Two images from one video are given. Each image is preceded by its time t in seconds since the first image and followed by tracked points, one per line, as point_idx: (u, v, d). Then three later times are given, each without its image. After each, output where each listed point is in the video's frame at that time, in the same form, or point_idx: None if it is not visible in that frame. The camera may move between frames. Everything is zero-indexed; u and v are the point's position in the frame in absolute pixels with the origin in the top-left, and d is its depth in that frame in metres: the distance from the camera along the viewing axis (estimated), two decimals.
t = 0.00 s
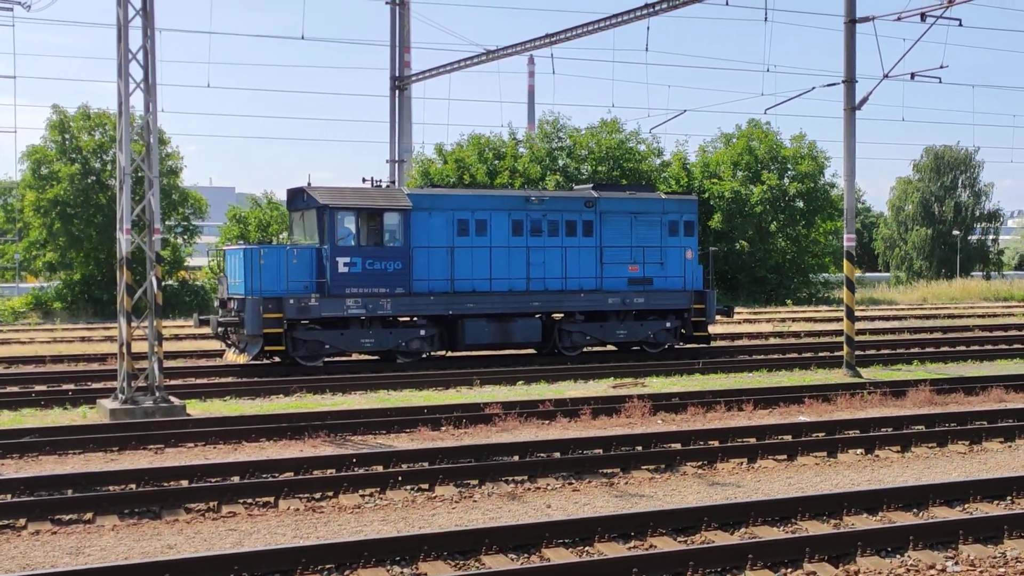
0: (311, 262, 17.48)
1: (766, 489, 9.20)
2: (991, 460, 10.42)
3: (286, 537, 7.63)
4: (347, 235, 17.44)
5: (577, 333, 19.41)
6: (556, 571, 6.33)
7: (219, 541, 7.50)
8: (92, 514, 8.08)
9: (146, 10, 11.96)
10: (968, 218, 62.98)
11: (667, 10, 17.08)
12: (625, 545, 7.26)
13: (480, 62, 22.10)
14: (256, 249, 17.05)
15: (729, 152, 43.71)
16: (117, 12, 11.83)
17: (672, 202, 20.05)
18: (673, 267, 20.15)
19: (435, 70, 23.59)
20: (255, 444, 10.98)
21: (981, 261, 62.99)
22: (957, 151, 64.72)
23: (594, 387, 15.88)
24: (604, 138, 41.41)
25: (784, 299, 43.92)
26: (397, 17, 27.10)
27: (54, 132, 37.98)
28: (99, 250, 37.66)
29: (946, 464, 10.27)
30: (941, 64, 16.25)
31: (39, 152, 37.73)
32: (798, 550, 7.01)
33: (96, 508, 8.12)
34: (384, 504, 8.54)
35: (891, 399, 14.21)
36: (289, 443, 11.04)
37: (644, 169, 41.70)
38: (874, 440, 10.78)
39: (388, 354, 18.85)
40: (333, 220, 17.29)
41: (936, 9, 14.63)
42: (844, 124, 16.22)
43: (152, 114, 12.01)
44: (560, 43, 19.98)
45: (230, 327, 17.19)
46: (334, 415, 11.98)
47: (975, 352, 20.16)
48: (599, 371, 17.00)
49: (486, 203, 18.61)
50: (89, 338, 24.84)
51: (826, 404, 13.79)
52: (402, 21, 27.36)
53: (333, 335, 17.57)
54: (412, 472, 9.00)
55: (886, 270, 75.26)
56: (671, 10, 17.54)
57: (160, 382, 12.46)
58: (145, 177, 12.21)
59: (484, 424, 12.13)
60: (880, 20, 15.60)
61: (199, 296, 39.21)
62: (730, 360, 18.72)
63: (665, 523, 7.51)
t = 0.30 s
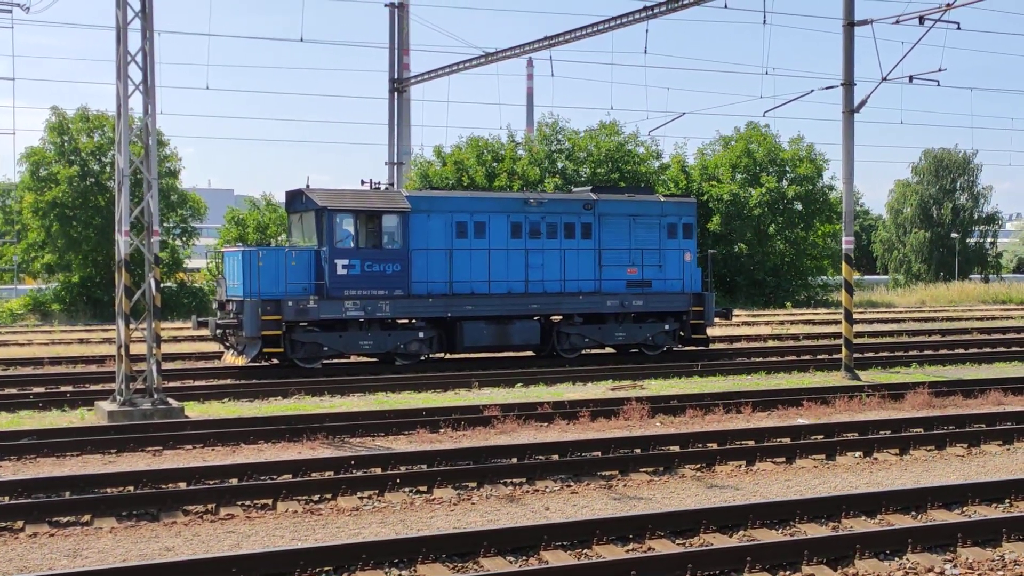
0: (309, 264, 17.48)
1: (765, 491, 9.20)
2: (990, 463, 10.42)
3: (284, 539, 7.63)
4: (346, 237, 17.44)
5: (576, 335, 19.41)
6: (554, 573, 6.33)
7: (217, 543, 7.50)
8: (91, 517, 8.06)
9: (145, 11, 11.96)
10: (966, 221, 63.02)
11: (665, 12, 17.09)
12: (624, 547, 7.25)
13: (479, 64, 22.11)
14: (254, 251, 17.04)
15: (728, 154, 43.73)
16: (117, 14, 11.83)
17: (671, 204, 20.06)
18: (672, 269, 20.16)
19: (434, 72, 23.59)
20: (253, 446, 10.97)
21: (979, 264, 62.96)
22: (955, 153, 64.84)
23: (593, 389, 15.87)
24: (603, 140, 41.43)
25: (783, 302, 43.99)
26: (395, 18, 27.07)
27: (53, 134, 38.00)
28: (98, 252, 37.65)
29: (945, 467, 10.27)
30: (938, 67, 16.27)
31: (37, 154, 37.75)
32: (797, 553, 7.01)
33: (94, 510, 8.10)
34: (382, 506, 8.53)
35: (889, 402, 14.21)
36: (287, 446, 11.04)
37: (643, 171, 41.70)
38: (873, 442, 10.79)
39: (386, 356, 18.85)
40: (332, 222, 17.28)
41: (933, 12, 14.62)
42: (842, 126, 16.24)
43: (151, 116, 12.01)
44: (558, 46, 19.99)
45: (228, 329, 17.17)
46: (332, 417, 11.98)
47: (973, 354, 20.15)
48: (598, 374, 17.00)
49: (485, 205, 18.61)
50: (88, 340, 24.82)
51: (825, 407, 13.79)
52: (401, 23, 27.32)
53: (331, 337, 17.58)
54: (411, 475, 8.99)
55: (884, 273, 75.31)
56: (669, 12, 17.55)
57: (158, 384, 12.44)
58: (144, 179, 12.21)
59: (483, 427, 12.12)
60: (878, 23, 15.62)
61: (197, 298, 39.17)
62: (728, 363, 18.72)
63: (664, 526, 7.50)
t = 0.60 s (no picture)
0: (309, 266, 17.48)
1: (765, 493, 9.20)
2: (989, 465, 10.43)
3: (283, 541, 7.62)
4: (346, 239, 17.44)
5: (575, 337, 19.39)
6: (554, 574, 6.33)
7: (217, 545, 7.49)
8: (90, 519, 8.05)
9: (145, 13, 11.96)
10: (966, 224, 63.00)
11: (665, 14, 17.10)
12: (623, 550, 7.25)
13: (479, 66, 22.12)
14: (254, 252, 17.04)
15: (727, 156, 43.75)
16: (117, 16, 11.84)
17: (670, 206, 20.05)
18: (672, 271, 20.15)
19: (434, 74, 23.60)
20: (253, 448, 10.97)
21: (979, 266, 62.94)
22: (954, 155, 64.91)
23: (592, 391, 15.87)
24: (602, 142, 41.46)
25: (783, 304, 44.06)
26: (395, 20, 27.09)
27: (53, 135, 38.03)
28: (98, 254, 37.67)
29: (945, 469, 10.26)
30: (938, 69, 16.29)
31: (37, 156, 37.77)
32: (796, 555, 7.01)
33: (94, 513, 8.09)
34: (382, 508, 8.52)
35: (889, 404, 14.20)
36: (286, 447, 11.03)
37: (643, 173, 41.70)
38: (873, 444, 10.79)
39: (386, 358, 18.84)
40: (332, 223, 17.29)
41: (932, 14, 14.66)
42: (842, 129, 16.24)
43: (151, 118, 12.01)
44: (558, 48, 20.00)
45: (228, 331, 17.17)
46: (332, 419, 11.98)
47: (973, 357, 20.15)
48: (597, 376, 17.00)
49: (485, 208, 18.62)
50: (87, 342, 24.81)
51: (824, 409, 13.79)
52: (401, 25, 27.33)
53: (331, 339, 17.57)
54: (411, 477, 8.99)
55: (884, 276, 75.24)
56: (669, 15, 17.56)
57: (158, 386, 12.43)
58: (144, 181, 12.22)
59: (482, 429, 12.12)
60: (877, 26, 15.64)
61: (196, 300, 39.15)
62: (728, 365, 18.71)
63: (663, 528, 7.50)
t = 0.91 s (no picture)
0: (309, 267, 17.47)
1: (765, 495, 9.19)
2: (990, 466, 10.43)
3: (283, 542, 7.61)
4: (346, 240, 17.43)
5: (576, 339, 19.38)
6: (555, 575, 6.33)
7: (217, 547, 7.49)
8: (90, 520, 8.05)
9: (146, 14, 11.97)
10: (966, 225, 62.98)
11: (666, 15, 17.09)
12: (623, 551, 7.24)
13: (479, 67, 22.12)
14: (254, 254, 17.04)
15: (727, 158, 43.76)
16: (117, 17, 11.84)
17: (671, 207, 20.04)
18: (672, 272, 20.14)
19: (434, 75, 23.60)
20: (253, 449, 10.98)
21: (979, 268, 62.89)
22: (955, 156, 64.93)
23: (593, 392, 15.86)
24: (602, 144, 41.47)
25: (783, 305, 44.11)
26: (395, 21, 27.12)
27: (53, 137, 38.04)
28: (98, 256, 37.63)
29: (946, 470, 10.25)
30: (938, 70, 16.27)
31: (37, 157, 37.77)
32: (796, 556, 7.01)
33: (94, 514, 8.09)
34: (382, 509, 8.52)
35: (890, 405, 14.19)
36: (287, 449, 11.02)
37: (643, 175, 41.69)
38: (874, 446, 10.80)
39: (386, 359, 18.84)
40: (332, 225, 17.28)
41: (932, 15, 14.67)
42: (843, 129, 16.24)
43: (151, 119, 12.01)
44: (558, 49, 20.00)
45: (229, 333, 17.18)
46: (332, 420, 11.98)
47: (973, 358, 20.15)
48: (598, 377, 16.99)
49: (485, 209, 18.61)
50: (88, 343, 24.82)
51: (825, 410, 13.80)
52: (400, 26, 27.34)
53: (331, 340, 17.56)
54: (411, 478, 8.98)
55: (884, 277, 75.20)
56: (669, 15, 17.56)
57: (158, 387, 12.43)
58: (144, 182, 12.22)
59: (482, 430, 12.12)
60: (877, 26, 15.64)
61: (196, 301, 39.15)
62: (728, 366, 18.71)
63: (663, 529, 7.49)
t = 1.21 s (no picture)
0: (309, 268, 17.49)
1: (766, 495, 9.20)
2: (990, 466, 10.44)
3: (283, 543, 7.62)
4: (346, 241, 17.44)
5: (576, 339, 19.38)
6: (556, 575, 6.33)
7: (217, 547, 7.49)
8: (91, 520, 8.06)
9: (146, 15, 11.97)
10: (966, 225, 62.98)
11: (666, 15, 17.09)
12: (623, 551, 7.25)
13: (479, 67, 22.12)
14: (254, 254, 17.05)
15: (727, 158, 43.77)
16: (117, 18, 11.85)
17: (671, 207, 20.04)
18: (672, 273, 20.14)
19: (434, 75, 23.61)
20: (253, 449, 10.99)
21: (980, 268, 62.83)
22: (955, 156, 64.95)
23: (593, 393, 15.86)
24: (602, 144, 41.47)
25: (783, 305, 44.13)
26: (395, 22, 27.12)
27: (53, 137, 38.03)
28: (98, 256, 37.59)
29: (946, 470, 10.25)
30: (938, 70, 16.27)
31: (37, 158, 37.78)
32: (796, 557, 7.01)
33: (95, 515, 8.09)
34: (382, 510, 8.52)
35: (890, 405, 14.20)
36: (287, 449, 11.03)
37: (643, 175, 41.65)
38: (874, 446, 10.81)
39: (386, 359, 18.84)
40: (332, 225, 17.29)
41: (932, 15, 14.70)
42: (843, 129, 16.25)
43: (151, 119, 12.02)
44: (558, 49, 20.01)
45: (229, 333, 17.18)
46: (332, 421, 11.98)
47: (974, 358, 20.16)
48: (598, 377, 17.00)
49: (485, 209, 18.62)
50: (88, 343, 24.83)
51: (825, 410, 13.80)
52: (400, 27, 27.34)
53: (332, 341, 17.56)
54: (412, 479, 8.99)
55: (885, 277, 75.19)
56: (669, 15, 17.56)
57: (159, 388, 12.44)
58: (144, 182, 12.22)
59: (483, 430, 12.13)
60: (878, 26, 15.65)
61: (196, 302, 39.15)
62: (728, 366, 18.70)
63: (664, 530, 7.50)
